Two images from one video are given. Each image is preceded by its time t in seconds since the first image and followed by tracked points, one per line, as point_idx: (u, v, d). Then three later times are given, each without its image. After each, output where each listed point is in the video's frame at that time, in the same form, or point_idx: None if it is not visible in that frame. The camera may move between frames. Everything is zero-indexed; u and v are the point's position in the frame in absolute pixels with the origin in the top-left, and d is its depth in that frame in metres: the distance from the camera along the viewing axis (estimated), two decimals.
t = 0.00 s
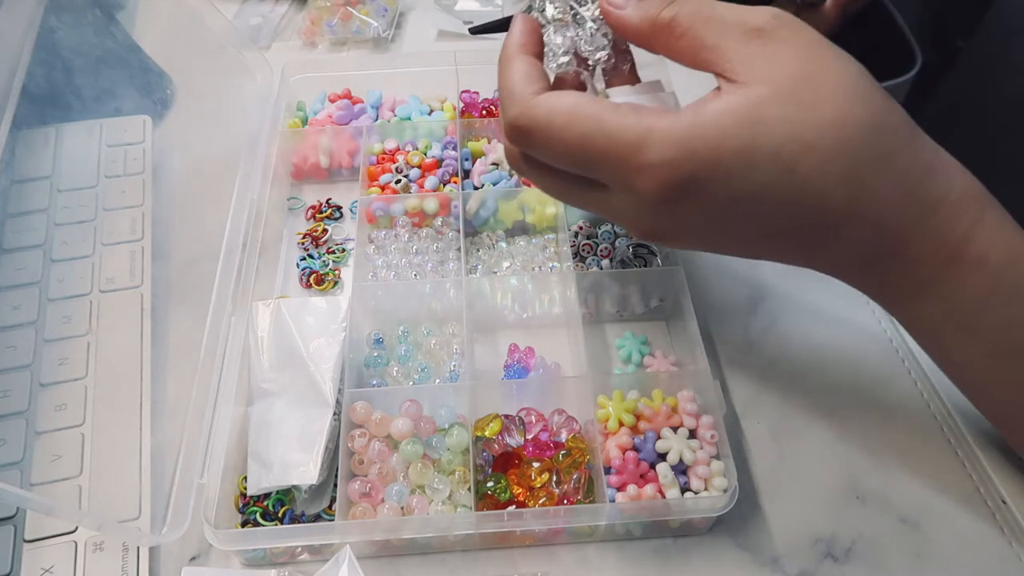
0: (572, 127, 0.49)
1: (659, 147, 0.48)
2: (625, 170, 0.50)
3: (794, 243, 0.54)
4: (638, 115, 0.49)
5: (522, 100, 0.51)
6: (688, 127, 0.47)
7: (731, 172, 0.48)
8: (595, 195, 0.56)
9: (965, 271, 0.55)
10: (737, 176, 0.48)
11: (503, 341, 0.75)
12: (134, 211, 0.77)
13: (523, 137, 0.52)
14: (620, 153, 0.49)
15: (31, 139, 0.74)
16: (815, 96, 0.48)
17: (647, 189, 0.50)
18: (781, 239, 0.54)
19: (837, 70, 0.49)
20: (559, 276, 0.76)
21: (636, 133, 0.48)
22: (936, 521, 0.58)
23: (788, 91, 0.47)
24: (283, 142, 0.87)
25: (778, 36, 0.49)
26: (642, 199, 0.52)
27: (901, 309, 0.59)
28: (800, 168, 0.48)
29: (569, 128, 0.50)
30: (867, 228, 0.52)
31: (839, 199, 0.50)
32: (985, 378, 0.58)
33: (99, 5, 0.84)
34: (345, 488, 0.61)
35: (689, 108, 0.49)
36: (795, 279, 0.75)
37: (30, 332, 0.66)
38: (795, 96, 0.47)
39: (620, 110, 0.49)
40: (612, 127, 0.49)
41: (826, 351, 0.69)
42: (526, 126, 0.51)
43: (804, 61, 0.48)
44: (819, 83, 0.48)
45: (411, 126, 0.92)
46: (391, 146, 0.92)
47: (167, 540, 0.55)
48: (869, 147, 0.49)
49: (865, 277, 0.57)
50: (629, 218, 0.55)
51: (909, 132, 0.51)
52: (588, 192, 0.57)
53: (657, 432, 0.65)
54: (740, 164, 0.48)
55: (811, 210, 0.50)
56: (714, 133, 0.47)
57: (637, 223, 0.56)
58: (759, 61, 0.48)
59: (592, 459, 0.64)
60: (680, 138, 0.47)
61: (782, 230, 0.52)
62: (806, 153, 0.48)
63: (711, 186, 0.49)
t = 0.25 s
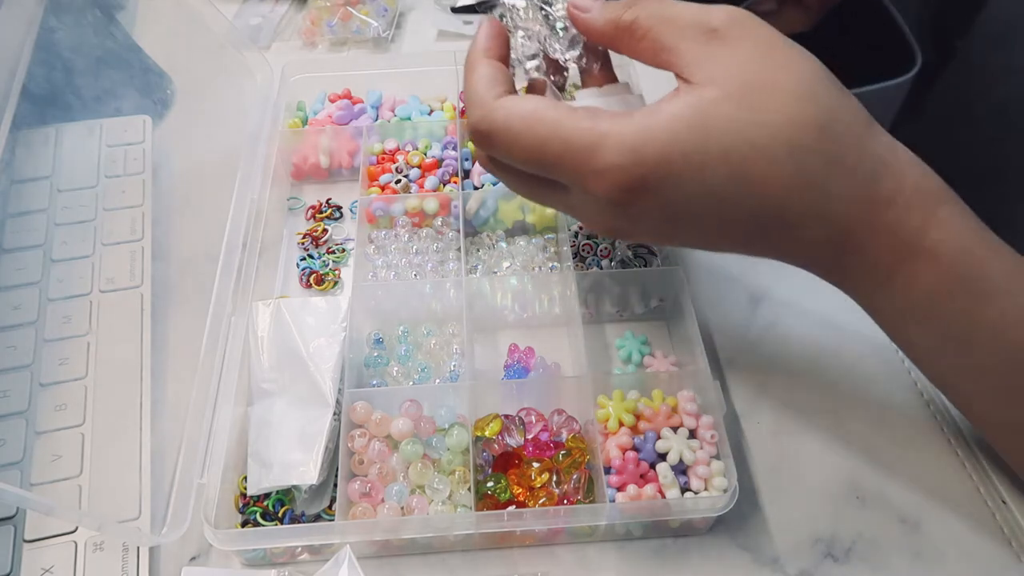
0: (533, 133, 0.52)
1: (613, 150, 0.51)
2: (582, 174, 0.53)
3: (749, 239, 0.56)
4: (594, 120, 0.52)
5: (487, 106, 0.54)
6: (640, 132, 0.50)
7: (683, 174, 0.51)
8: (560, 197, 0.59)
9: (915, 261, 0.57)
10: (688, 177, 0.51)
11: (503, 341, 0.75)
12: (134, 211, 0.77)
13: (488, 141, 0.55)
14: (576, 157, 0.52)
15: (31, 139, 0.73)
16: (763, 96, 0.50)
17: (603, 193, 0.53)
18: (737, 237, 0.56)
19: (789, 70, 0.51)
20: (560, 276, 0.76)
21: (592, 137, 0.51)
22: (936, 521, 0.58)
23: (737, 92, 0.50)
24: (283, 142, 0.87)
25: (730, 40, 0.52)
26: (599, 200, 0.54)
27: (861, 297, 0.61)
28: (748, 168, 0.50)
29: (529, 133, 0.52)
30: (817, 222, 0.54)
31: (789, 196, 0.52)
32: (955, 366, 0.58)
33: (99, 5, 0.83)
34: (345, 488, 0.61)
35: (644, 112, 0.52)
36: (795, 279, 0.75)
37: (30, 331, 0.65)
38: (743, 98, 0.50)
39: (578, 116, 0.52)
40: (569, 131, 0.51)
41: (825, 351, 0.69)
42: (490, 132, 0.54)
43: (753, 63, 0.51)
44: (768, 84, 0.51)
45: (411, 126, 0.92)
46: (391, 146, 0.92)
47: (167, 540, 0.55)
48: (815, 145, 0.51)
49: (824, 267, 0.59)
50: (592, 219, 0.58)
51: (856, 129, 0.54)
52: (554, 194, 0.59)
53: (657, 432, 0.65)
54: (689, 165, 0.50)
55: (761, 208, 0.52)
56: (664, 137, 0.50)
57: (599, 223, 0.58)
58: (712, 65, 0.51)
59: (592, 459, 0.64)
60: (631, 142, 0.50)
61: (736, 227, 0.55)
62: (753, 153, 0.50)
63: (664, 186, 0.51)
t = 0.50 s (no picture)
0: (485, 63, 0.53)
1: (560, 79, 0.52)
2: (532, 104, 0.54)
3: (697, 171, 0.57)
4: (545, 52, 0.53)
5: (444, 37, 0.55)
6: (585, 62, 0.51)
7: (625, 102, 0.52)
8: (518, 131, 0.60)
9: (866, 202, 0.56)
10: (631, 106, 0.52)
11: (503, 340, 0.75)
12: (134, 211, 0.77)
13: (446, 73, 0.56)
14: (525, 86, 0.53)
15: (31, 139, 0.73)
16: (703, 29, 0.51)
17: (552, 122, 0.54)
18: (683, 168, 0.57)
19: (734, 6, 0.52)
20: (560, 276, 0.76)
21: (540, 66, 0.52)
22: (936, 522, 0.58)
23: (679, 22, 0.51)
24: (283, 142, 0.87)
25: None
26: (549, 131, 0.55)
27: (819, 242, 0.61)
28: (688, 97, 0.52)
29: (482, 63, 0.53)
30: (761, 155, 0.55)
31: (728, 126, 0.53)
32: (927, 331, 0.57)
33: (99, 4, 0.83)
34: (345, 488, 0.61)
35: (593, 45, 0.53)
36: (796, 279, 0.75)
37: (30, 332, 0.66)
38: (684, 29, 0.51)
39: (529, 47, 0.53)
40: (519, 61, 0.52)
41: (826, 351, 0.69)
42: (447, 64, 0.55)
43: None
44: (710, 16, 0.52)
45: (411, 126, 0.92)
46: (391, 146, 0.92)
47: (167, 540, 0.55)
48: (755, 78, 0.52)
49: (774, 204, 0.60)
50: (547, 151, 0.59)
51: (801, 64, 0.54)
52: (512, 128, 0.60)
53: (657, 432, 0.65)
54: (633, 93, 0.51)
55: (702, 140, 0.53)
56: (607, 66, 0.51)
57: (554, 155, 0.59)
58: None
59: (592, 459, 0.64)
60: (577, 72, 0.51)
61: (681, 158, 0.56)
62: (693, 80, 0.51)
63: (609, 115, 0.53)
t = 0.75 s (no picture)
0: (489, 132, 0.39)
1: (595, 168, 0.37)
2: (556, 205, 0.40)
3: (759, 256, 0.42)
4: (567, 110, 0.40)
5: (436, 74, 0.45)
6: (626, 134, 0.36)
7: (679, 172, 0.36)
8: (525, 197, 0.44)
9: (944, 288, 0.47)
10: (673, 187, 0.37)
11: (504, 341, 0.75)
12: (134, 211, 0.77)
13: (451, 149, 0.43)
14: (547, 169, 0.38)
15: (30, 139, 0.73)
16: (768, 93, 0.36)
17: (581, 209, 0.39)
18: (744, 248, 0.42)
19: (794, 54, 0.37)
20: (560, 276, 0.76)
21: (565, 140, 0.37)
22: (936, 522, 0.58)
23: (733, 91, 0.36)
24: (283, 142, 0.87)
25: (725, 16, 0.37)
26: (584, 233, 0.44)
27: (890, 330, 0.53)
28: (749, 171, 0.36)
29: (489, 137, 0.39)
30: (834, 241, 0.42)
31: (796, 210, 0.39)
32: (972, 391, 0.53)
33: (99, 4, 0.83)
34: (345, 488, 0.61)
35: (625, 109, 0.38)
36: (796, 279, 0.75)
37: (30, 332, 0.66)
38: (743, 98, 0.36)
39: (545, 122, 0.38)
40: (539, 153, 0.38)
41: (826, 351, 0.69)
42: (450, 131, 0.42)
43: (749, 41, 0.37)
44: (776, 73, 0.36)
45: (411, 126, 0.92)
46: (391, 146, 0.92)
47: (167, 540, 0.55)
48: (822, 152, 0.37)
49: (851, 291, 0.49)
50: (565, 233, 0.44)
51: (876, 118, 0.40)
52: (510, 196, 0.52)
53: (657, 432, 0.65)
54: (688, 177, 0.36)
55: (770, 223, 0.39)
56: (654, 138, 0.36)
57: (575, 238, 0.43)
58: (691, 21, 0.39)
59: (592, 459, 0.64)
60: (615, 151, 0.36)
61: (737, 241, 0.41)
62: (763, 132, 0.36)
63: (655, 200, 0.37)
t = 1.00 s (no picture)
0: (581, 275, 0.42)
1: (693, 312, 0.40)
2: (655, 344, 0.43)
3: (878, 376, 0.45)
4: (650, 244, 0.43)
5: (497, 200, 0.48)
6: (721, 278, 0.40)
7: (786, 308, 0.40)
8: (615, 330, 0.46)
9: None
10: (789, 329, 0.40)
11: (504, 342, 0.75)
12: (134, 211, 0.77)
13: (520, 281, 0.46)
14: (648, 312, 0.42)
15: (31, 138, 0.74)
16: (881, 226, 0.39)
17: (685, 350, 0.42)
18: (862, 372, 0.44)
19: (894, 164, 0.40)
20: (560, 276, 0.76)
21: (664, 287, 0.41)
22: (936, 523, 0.58)
23: (841, 226, 0.39)
24: (283, 142, 0.87)
25: (827, 135, 0.40)
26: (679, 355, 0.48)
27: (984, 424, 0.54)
28: (863, 311, 0.40)
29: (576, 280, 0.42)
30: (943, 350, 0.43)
31: (908, 331, 0.41)
32: None
33: (100, 4, 0.83)
34: (345, 488, 0.61)
35: (720, 246, 0.41)
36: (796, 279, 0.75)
37: (30, 332, 0.66)
38: (854, 229, 0.39)
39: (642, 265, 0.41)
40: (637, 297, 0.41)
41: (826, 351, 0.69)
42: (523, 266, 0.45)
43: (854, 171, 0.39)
44: (885, 199, 0.39)
45: (411, 127, 0.92)
46: (391, 146, 0.92)
47: (167, 540, 0.55)
48: (933, 275, 0.40)
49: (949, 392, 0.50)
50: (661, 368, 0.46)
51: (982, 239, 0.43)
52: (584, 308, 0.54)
53: (656, 432, 0.65)
54: (796, 315, 0.40)
55: (881, 348, 0.42)
56: (755, 277, 0.39)
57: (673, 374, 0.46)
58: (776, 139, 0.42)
59: (592, 459, 0.64)
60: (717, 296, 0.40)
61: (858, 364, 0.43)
62: (873, 275, 0.39)
63: (764, 334, 0.41)
